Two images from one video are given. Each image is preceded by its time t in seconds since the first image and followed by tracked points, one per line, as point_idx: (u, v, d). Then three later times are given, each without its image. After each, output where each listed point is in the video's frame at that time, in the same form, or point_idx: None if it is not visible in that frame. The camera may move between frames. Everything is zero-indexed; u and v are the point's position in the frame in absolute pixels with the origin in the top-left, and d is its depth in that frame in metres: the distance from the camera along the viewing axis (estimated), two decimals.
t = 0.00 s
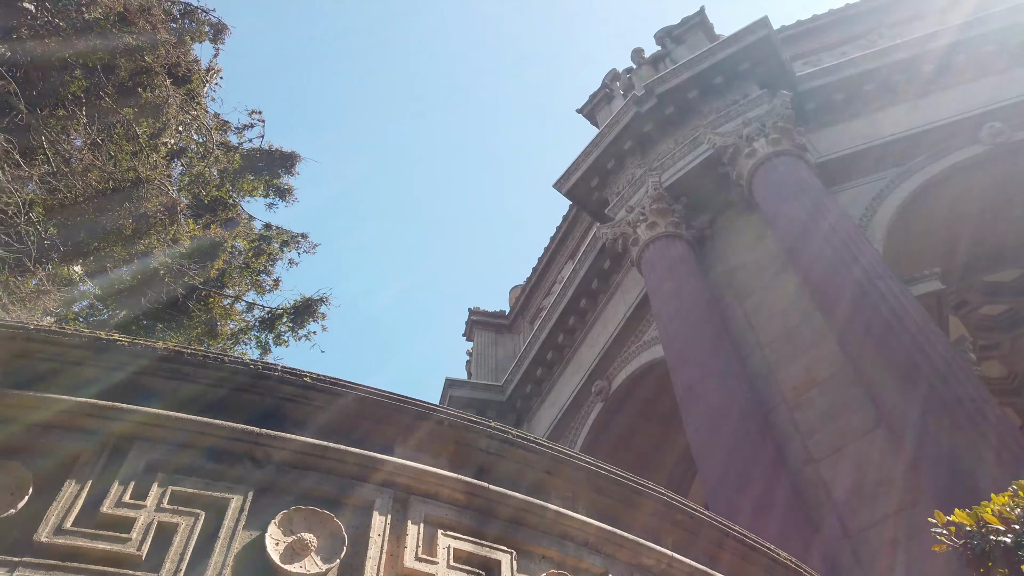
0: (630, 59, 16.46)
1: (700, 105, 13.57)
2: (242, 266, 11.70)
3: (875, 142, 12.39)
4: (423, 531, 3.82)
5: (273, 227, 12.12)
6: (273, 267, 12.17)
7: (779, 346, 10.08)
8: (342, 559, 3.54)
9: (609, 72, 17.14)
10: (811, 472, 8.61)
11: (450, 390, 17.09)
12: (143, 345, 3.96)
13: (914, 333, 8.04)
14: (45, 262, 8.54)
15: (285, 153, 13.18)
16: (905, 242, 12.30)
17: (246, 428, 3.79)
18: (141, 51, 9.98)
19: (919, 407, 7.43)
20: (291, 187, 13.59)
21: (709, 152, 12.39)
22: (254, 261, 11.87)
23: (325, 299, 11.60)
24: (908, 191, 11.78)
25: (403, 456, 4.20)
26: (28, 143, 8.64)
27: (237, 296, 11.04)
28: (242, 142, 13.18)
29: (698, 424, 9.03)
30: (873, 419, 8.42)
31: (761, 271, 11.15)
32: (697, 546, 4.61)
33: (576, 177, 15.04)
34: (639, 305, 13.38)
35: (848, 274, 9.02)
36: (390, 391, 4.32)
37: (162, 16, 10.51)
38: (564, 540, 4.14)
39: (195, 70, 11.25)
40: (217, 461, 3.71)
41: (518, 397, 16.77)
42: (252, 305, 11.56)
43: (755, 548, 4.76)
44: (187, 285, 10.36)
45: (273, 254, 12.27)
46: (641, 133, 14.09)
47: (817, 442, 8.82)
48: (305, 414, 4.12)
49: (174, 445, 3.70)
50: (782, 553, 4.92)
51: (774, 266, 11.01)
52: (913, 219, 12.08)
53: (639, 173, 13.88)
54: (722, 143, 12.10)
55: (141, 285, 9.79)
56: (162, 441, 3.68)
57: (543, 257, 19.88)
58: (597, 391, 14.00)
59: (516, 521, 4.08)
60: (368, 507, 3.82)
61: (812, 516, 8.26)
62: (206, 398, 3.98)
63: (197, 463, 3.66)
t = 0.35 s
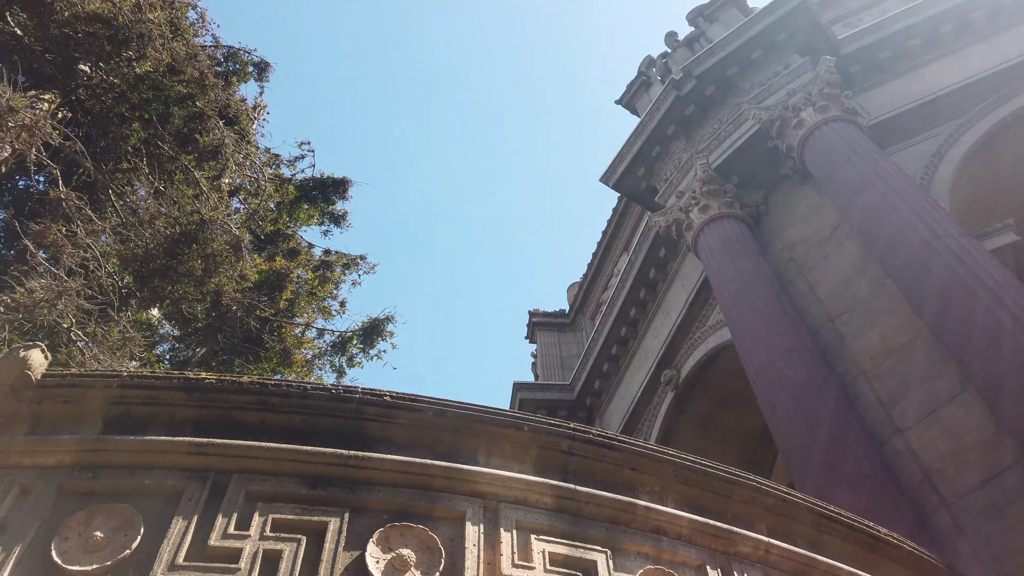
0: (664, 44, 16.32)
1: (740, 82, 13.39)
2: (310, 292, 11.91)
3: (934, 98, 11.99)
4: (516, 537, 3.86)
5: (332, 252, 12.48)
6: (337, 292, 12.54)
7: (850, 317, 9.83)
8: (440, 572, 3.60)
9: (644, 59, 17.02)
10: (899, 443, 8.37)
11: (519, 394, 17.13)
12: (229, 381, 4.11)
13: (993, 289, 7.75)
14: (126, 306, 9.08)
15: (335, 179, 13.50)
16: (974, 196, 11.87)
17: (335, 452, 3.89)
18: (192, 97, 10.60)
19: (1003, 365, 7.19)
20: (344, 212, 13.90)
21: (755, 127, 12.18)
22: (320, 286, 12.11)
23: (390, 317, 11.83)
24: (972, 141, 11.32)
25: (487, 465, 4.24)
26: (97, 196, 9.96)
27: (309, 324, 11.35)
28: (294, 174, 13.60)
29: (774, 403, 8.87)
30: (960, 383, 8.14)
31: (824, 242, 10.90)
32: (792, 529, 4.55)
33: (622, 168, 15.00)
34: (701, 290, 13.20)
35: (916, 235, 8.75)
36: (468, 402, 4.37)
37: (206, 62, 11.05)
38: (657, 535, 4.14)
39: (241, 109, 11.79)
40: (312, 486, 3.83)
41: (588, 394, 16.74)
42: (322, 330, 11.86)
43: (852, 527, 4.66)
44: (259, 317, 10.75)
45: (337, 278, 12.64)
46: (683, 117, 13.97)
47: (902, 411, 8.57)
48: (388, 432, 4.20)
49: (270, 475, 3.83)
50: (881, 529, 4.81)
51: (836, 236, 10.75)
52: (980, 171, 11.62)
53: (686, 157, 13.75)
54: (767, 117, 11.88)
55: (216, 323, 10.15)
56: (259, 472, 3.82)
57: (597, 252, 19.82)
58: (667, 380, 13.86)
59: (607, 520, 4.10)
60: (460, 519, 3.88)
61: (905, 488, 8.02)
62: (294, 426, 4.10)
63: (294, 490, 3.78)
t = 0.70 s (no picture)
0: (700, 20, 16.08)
1: (785, 47, 13.06)
2: (382, 313, 12.19)
3: (1018, 19, 11.03)
4: (622, 533, 3.86)
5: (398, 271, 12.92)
6: (408, 310, 12.98)
7: (931, 273, 9.50)
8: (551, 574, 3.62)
9: (683, 38, 16.80)
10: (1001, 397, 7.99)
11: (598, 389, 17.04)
12: (324, 408, 4.24)
13: None
14: (213, 347, 9.41)
15: (393, 201, 13.73)
16: None
17: (433, 466, 3.98)
18: (250, 139, 11.12)
19: None
20: (405, 231, 14.18)
21: (807, 91, 11.76)
22: (391, 305, 12.43)
23: (464, 331, 11.97)
24: None
25: (582, 464, 4.24)
26: (175, 242, 10.86)
27: (386, 345, 11.50)
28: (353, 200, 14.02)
29: (862, 370, 8.63)
30: None
31: (893, 198, 10.54)
32: (904, 498, 4.43)
33: (673, 152, 15.05)
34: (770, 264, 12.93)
35: (992, 178, 8.34)
36: (555, 404, 4.39)
37: (261, 105, 11.73)
38: (764, 518, 4.09)
39: (295, 144, 12.29)
40: (415, 501, 3.92)
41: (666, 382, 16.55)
42: (400, 350, 12.13)
43: (967, 491, 4.51)
44: (339, 343, 10.97)
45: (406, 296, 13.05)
46: (729, 91, 13.80)
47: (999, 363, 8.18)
48: (481, 441, 4.26)
49: (374, 495, 3.94)
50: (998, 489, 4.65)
51: (906, 190, 10.37)
52: None
53: (738, 131, 13.54)
54: (818, 80, 11.48)
55: (299, 354, 10.44)
56: (363, 493, 3.93)
57: (657, 239, 19.63)
58: (746, 359, 13.59)
59: (710, 508, 4.08)
60: (563, 520, 3.91)
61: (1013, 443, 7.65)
62: (390, 445, 4.20)
63: (399, 507, 3.87)
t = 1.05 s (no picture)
0: None
1: (826, 4, 12.39)
2: (451, 323, 12.34)
3: None
4: (724, 518, 3.80)
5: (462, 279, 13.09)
6: (476, 316, 13.11)
7: (1011, 216, 8.89)
8: (658, 565, 3.58)
9: (721, 10, 16.44)
10: None
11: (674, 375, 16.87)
12: (412, 421, 4.31)
13: None
14: (295, 375, 9.66)
15: (448, 211, 13.87)
16: None
17: (525, 467, 4.00)
18: (306, 169, 11.40)
19: None
20: (465, 239, 14.35)
21: (858, 46, 11.38)
22: (457, 314, 12.57)
23: (534, 332, 11.99)
24: None
25: (674, 452, 4.19)
26: (247, 276, 11.29)
27: (459, 353, 11.58)
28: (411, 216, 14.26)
29: (949, 327, 8.27)
30: None
31: (961, 145, 10.05)
32: (1013, 455, 4.33)
33: (723, 127, 15.01)
34: (838, 228, 12.54)
35: None
36: (639, 394, 4.35)
37: (312, 134, 12.09)
38: (869, 488, 4.00)
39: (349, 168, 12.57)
40: (512, 504, 3.95)
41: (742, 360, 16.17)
42: (473, 358, 12.23)
43: None
44: (414, 357, 11.10)
45: (473, 303, 13.22)
46: (775, 58, 13.48)
47: None
48: (569, 438, 4.25)
49: (471, 501, 3.99)
50: None
51: (974, 134, 9.87)
52: None
53: (788, 96, 13.22)
54: (867, 32, 11.02)
55: (376, 372, 10.57)
56: (460, 500, 3.98)
57: (717, 217, 19.30)
58: (824, 328, 13.16)
59: (811, 483, 4.00)
60: (662, 510, 3.87)
61: None
62: (480, 451, 4.24)
63: (497, 511, 3.91)
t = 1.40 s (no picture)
0: None
1: None
2: (514, 325, 12.44)
3: None
4: (818, 494, 3.72)
5: (520, 282, 13.23)
6: (538, 316, 13.17)
7: None
8: (755, 548, 3.52)
9: None
10: None
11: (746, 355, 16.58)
12: (490, 426, 4.33)
13: None
14: (369, 392, 9.82)
15: (499, 216, 13.97)
16: None
17: (608, 461, 3.98)
18: (358, 189, 11.60)
19: None
20: (518, 241, 14.51)
21: None
22: (519, 315, 12.64)
23: (598, 322, 11.96)
24: None
25: (759, 432, 4.12)
26: (313, 300, 11.55)
27: (525, 354, 11.66)
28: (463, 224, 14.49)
29: None
30: None
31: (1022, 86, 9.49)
32: None
33: (768, 97, 14.73)
34: (900, 186, 12.07)
35: None
36: (715, 376, 4.29)
37: (360, 156, 12.36)
38: (968, 450, 3.87)
39: (398, 185, 12.77)
40: (600, 499, 3.94)
41: (814, 332, 15.54)
42: (540, 356, 12.27)
43: None
44: (481, 361, 11.20)
45: (533, 304, 13.31)
46: (814, 20, 13.11)
47: None
48: (649, 428, 4.22)
49: (559, 500, 3.99)
50: None
51: None
52: None
53: (833, 58, 12.82)
54: None
55: (447, 380, 10.72)
56: (547, 500, 3.99)
57: (772, 189, 18.83)
58: (896, 290, 12.58)
59: (906, 450, 3.89)
60: (753, 491, 3.81)
61: None
62: (562, 449, 4.24)
63: (585, 507, 3.90)
